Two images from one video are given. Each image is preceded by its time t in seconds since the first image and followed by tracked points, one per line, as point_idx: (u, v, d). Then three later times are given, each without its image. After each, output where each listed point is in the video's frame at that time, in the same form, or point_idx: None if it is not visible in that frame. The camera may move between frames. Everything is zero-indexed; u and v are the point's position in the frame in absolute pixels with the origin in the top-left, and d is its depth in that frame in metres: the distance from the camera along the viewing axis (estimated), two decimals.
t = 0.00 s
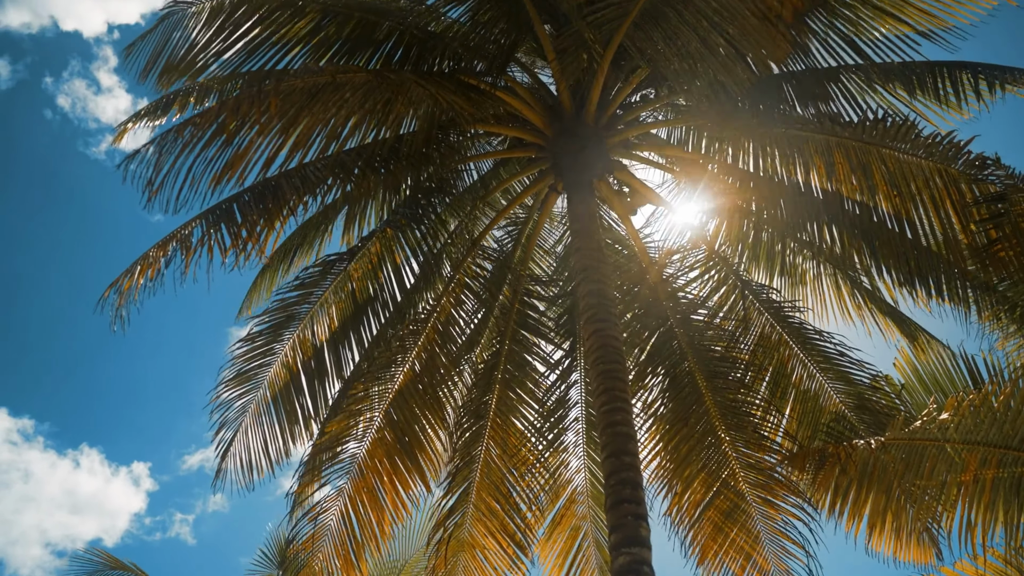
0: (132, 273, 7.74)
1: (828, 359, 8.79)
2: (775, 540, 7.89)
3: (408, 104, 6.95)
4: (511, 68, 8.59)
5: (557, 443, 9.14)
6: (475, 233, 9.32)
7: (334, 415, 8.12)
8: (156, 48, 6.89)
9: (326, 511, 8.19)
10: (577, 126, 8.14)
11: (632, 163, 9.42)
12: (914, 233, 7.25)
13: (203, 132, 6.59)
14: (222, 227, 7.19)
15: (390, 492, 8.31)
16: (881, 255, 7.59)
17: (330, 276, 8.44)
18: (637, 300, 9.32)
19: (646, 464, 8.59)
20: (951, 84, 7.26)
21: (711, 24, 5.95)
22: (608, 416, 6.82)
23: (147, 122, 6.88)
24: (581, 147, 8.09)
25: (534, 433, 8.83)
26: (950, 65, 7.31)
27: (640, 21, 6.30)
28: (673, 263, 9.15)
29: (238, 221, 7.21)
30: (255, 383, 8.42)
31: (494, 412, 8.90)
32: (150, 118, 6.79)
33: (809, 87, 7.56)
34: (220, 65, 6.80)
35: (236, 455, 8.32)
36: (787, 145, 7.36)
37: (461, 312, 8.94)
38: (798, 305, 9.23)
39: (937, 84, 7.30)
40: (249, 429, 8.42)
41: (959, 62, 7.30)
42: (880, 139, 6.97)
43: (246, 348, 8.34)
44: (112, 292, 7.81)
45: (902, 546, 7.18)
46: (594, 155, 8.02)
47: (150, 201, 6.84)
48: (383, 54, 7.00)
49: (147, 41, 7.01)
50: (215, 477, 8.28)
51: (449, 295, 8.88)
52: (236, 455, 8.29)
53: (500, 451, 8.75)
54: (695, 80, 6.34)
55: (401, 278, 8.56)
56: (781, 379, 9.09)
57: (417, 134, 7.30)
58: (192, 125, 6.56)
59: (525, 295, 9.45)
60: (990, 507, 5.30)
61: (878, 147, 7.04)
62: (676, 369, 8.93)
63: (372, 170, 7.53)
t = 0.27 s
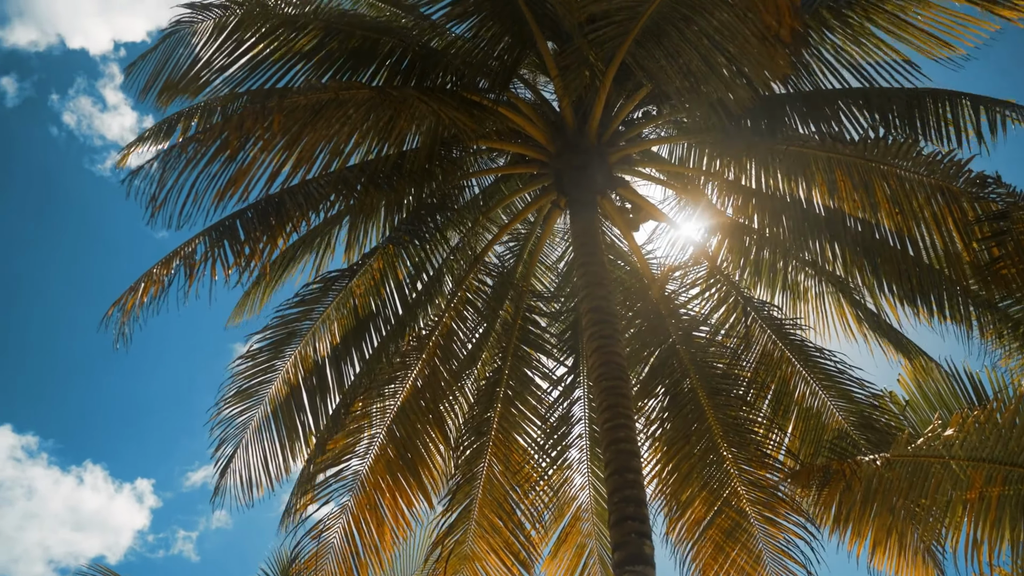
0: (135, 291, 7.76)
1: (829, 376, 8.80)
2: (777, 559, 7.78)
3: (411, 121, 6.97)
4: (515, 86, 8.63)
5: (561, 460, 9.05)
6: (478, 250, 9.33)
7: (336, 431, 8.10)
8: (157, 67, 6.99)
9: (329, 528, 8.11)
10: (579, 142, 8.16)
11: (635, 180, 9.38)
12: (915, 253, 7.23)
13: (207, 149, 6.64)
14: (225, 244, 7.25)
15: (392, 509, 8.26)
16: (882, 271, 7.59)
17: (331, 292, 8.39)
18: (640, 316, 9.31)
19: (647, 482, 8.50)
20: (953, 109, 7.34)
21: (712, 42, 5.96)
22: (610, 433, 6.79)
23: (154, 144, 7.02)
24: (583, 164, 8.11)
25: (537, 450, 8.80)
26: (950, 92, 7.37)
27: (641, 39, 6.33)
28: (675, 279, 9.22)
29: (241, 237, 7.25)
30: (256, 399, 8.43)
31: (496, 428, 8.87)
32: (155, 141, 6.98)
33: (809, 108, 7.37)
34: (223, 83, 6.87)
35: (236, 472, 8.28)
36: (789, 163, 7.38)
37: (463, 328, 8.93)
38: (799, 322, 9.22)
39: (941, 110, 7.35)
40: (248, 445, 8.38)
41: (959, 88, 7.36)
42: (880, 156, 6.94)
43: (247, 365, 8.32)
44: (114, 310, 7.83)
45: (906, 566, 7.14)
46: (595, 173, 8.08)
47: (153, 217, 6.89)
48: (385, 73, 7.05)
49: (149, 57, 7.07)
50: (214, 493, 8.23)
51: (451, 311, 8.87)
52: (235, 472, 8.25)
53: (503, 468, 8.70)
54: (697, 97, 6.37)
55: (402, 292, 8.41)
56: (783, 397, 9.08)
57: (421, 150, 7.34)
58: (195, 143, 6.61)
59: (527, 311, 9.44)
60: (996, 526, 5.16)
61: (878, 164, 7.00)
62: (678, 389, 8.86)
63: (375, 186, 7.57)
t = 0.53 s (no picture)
0: (137, 302, 7.78)
1: (831, 389, 8.77)
2: (777, 572, 7.77)
3: (414, 131, 7.01)
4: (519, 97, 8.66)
5: (563, 471, 9.04)
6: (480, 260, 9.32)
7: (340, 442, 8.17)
8: (158, 78, 7.11)
9: (332, 539, 8.10)
10: (582, 153, 8.18)
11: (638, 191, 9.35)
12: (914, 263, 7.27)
13: (209, 160, 6.69)
14: (227, 255, 7.25)
15: (396, 521, 8.22)
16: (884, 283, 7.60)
17: (333, 303, 8.40)
18: (642, 327, 9.30)
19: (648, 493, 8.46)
20: (956, 121, 7.32)
21: (714, 54, 5.98)
22: (613, 444, 6.77)
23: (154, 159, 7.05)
24: (586, 175, 8.13)
25: (539, 461, 8.79)
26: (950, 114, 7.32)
27: (643, 51, 6.36)
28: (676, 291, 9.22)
29: (244, 248, 7.26)
30: (258, 410, 8.38)
31: (499, 440, 8.84)
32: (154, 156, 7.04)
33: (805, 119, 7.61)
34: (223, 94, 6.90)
35: (236, 484, 8.20)
36: (791, 175, 7.38)
37: (464, 338, 8.90)
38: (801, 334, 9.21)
39: (942, 121, 7.34)
40: (247, 457, 8.28)
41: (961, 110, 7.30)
42: (882, 167, 6.91)
43: (249, 375, 8.31)
44: (114, 322, 7.85)
45: None
46: (597, 184, 8.10)
47: (156, 227, 6.93)
48: (389, 84, 7.11)
49: (152, 66, 7.17)
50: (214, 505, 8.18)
51: (454, 321, 8.85)
52: (235, 483, 8.18)
53: (506, 479, 8.69)
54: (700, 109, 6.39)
55: (404, 303, 8.47)
56: (786, 408, 9.04)
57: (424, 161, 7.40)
58: (199, 153, 6.65)
59: (529, 321, 9.44)
60: (1000, 538, 5.25)
61: (880, 176, 6.97)
62: (680, 399, 8.85)
63: (376, 196, 7.64)
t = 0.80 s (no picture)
0: (137, 309, 7.80)
1: (833, 400, 8.78)
2: None
3: (416, 141, 7.05)
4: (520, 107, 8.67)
5: (565, 482, 9.00)
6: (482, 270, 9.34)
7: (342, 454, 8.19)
8: (159, 84, 7.11)
9: (333, 550, 7.99)
10: (584, 164, 8.20)
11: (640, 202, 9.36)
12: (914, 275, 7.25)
13: (211, 168, 6.69)
14: (229, 264, 7.29)
15: (397, 532, 8.20)
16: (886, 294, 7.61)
17: (334, 312, 8.46)
18: (644, 338, 9.26)
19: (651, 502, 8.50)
20: (957, 134, 7.51)
21: (714, 67, 6.00)
22: (615, 455, 6.76)
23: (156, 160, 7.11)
24: (588, 185, 8.16)
25: (541, 471, 8.74)
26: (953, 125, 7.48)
27: (644, 63, 6.39)
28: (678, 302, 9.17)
29: (245, 256, 7.26)
30: (259, 419, 8.38)
31: (500, 450, 8.86)
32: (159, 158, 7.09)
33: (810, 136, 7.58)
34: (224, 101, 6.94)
35: (237, 493, 8.20)
36: (792, 184, 7.40)
37: (467, 348, 8.92)
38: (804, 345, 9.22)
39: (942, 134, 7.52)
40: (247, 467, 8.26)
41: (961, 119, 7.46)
42: (883, 177, 6.95)
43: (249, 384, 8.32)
44: (115, 329, 7.87)
45: None
46: (599, 195, 8.13)
47: (157, 234, 6.93)
48: (390, 95, 7.11)
49: (152, 73, 7.17)
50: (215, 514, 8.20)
51: (455, 331, 8.87)
52: (236, 493, 8.17)
53: (507, 489, 8.69)
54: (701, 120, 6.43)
55: (406, 312, 8.56)
56: (788, 419, 9.04)
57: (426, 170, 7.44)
58: (200, 161, 6.66)
59: (531, 331, 9.45)
60: (1003, 550, 5.38)
61: (882, 187, 6.99)
62: (682, 409, 8.84)
63: (379, 207, 7.65)
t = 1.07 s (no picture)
0: (138, 316, 7.80)
1: (835, 411, 8.77)
2: None
3: (417, 152, 7.07)
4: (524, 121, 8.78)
5: (566, 494, 8.97)
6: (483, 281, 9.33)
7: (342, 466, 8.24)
8: (164, 90, 7.06)
9: (332, 563, 7.91)
10: (584, 175, 8.20)
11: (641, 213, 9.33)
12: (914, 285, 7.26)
13: (211, 177, 6.68)
14: (230, 273, 7.28)
15: (396, 543, 8.15)
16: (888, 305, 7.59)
17: (336, 323, 8.43)
18: (646, 351, 9.20)
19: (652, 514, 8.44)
20: (960, 138, 7.49)
21: (714, 79, 6.01)
22: (616, 466, 6.74)
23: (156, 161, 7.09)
24: (589, 197, 8.15)
25: (542, 482, 8.71)
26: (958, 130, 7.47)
27: (644, 75, 6.40)
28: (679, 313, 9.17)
29: (246, 266, 7.25)
30: (259, 430, 8.34)
31: (502, 461, 8.83)
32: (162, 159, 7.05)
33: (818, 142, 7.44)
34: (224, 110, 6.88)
35: (237, 504, 8.16)
36: (793, 193, 7.41)
37: (468, 359, 8.91)
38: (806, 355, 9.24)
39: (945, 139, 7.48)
40: (246, 478, 8.20)
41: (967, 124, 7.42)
42: (885, 187, 6.96)
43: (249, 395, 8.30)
44: (116, 334, 7.88)
45: None
46: (600, 206, 8.12)
47: (157, 241, 6.92)
48: (391, 106, 7.14)
49: (156, 80, 7.13)
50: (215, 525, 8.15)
51: (457, 343, 8.85)
52: (236, 504, 8.13)
53: (508, 501, 8.68)
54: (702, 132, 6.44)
55: (407, 323, 8.56)
56: (790, 430, 9.01)
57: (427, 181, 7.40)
58: (201, 169, 6.65)
59: (532, 343, 9.43)
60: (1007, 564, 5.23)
61: (883, 198, 7.03)
62: (684, 420, 8.82)
63: (380, 218, 7.65)
